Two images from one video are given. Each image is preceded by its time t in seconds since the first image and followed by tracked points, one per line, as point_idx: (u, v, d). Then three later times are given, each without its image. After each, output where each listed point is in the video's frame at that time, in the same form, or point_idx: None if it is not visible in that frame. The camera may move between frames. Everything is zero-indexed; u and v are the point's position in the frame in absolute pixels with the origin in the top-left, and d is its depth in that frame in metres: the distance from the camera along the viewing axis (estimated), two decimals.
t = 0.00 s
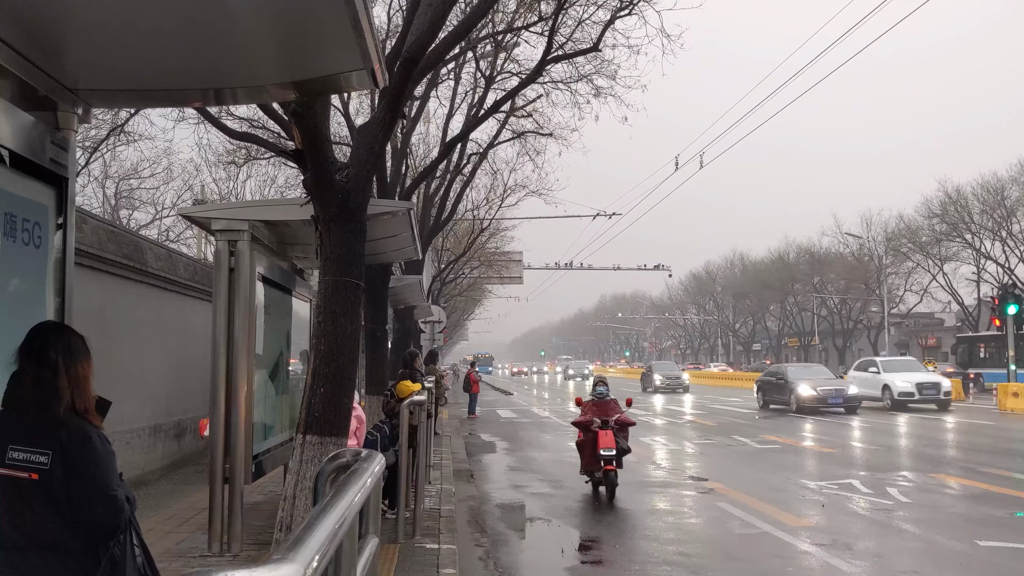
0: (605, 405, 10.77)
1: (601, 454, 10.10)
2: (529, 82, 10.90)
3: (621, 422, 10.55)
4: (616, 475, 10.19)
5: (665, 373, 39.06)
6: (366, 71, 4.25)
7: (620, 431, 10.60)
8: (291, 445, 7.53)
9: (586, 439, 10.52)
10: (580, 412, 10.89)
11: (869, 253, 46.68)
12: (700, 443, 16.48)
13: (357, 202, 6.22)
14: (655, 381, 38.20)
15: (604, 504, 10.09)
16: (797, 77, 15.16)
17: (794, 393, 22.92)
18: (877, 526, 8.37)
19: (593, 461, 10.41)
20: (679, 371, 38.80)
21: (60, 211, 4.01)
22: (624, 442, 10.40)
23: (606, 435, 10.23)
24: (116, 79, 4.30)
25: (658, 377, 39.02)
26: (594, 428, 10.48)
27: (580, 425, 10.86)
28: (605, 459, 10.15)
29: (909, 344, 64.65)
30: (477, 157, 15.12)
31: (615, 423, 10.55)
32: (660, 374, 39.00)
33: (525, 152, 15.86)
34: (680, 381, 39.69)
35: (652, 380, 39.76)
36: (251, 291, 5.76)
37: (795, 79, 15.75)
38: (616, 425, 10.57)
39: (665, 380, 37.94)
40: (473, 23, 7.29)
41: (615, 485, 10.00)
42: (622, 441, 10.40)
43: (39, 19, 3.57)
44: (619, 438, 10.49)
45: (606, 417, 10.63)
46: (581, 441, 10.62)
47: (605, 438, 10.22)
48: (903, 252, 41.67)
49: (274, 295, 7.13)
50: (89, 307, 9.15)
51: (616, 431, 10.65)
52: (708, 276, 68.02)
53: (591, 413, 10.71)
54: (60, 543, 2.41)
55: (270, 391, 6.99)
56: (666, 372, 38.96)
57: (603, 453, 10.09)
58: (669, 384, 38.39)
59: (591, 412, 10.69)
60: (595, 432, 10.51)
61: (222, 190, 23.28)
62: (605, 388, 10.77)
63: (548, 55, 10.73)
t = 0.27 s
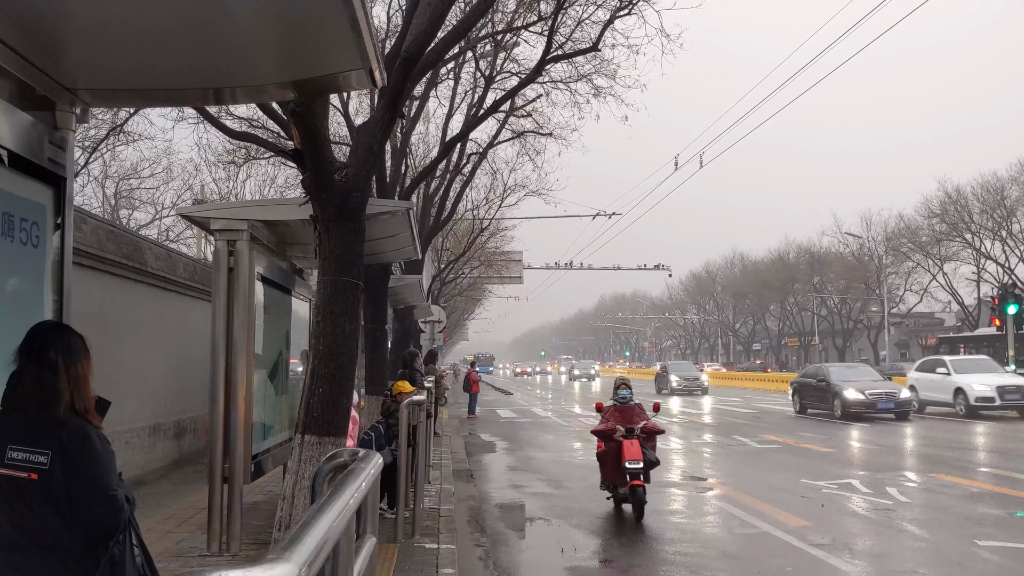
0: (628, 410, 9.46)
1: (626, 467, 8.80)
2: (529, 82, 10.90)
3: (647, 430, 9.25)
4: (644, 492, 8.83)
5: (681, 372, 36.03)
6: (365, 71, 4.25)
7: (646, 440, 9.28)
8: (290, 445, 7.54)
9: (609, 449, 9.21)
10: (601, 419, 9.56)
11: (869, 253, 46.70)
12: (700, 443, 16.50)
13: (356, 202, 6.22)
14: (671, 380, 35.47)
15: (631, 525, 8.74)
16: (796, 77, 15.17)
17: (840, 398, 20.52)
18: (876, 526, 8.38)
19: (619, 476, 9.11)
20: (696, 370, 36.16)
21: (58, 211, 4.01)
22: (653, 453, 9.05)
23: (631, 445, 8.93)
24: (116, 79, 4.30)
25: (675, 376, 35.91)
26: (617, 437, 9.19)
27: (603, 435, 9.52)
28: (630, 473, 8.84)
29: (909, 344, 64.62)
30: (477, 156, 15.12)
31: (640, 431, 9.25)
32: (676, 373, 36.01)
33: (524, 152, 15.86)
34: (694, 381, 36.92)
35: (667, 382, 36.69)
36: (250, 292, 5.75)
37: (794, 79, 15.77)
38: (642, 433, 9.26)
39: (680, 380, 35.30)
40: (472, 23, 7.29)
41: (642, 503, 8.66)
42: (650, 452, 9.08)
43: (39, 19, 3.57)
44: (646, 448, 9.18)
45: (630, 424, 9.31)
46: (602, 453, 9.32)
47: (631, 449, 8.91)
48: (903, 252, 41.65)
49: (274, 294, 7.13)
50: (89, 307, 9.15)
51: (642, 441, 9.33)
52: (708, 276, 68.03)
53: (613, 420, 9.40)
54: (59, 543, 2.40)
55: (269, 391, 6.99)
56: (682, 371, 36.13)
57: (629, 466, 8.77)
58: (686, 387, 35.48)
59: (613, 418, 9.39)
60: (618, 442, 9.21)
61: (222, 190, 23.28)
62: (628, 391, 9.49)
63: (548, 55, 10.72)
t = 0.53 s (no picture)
0: (663, 418, 7.88)
1: (661, 486, 7.36)
2: (529, 81, 10.90)
3: (685, 441, 7.71)
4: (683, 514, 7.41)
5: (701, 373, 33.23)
6: (364, 70, 4.25)
7: (683, 453, 7.74)
8: (290, 445, 7.54)
9: (639, 464, 7.71)
10: (628, 428, 7.99)
11: (869, 253, 46.72)
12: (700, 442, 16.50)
13: (356, 202, 6.22)
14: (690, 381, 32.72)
15: (668, 556, 7.28)
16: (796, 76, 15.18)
17: (898, 402, 17.80)
18: (876, 525, 8.38)
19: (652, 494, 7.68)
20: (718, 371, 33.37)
21: (57, 210, 4.00)
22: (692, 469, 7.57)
23: (666, 459, 7.45)
24: (115, 79, 4.29)
25: (694, 376, 33.00)
26: (650, 449, 7.68)
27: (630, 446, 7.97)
28: (666, 492, 7.40)
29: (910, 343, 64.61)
30: (477, 156, 15.11)
31: (677, 442, 7.71)
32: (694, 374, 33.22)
33: (525, 151, 15.86)
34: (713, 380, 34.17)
35: (685, 383, 33.83)
36: (250, 292, 5.74)
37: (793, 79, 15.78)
38: (678, 445, 7.73)
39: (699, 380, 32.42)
40: (472, 23, 7.29)
41: (681, 528, 7.27)
42: (688, 466, 7.57)
43: (37, 19, 3.56)
44: (683, 462, 7.66)
45: (663, 435, 7.75)
46: (632, 468, 7.80)
47: (665, 464, 7.45)
48: (903, 252, 41.66)
49: (274, 294, 7.13)
50: (88, 306, 9.16)
51: (678, 454, 7.77)
52: (708, 275, 68.04)
53: (645, 429, 7.82)
54: (58, 543, 2.40)
55: (268, 391, 6.98)
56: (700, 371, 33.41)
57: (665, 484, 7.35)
58: (705, 389, 32.59)
59: (645, 426, 7.84)
60: (651, 455, 7.70)
61: (222, 190, 23.28)
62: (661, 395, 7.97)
63: (548, 54, 10.72)
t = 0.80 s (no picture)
0: (708, 428, 6.24)
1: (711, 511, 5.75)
2: (529, 81, 10.89)
3: (738, 456, 6.04)
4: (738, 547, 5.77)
5: (722, 374, 30.75)
6: (364, 69, 4.26)
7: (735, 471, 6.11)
8: (290, 444, 7.55)
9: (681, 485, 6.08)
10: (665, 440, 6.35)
11: (869, 252, 46.75)
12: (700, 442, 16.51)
13: (356, 201, 6.22)
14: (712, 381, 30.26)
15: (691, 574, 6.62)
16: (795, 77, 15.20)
17: (974, 407, 15.58)
18: (875, 525, 8.38)
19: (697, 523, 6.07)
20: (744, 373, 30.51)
21: (57, 210, 4.00)
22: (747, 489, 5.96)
23: (717, 479, 5.84)
24: (115, 78, 4.29)
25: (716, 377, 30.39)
26: (695, 467, 6.04)
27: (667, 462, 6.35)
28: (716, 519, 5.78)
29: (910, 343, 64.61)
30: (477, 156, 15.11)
31: (728, 458, 6.04)
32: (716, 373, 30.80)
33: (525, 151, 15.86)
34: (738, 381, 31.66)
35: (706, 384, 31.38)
36: (249, 292, 5.73)
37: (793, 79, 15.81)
38: (730, 461, 6.05)
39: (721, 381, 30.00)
40: (471, 22, 7.29)
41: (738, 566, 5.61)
42: (742, 488, 5.95)
43: (36, 19, 3.56)
44: (736, 483, 6.02)
45: (711, 449, 6.11)
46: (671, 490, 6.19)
47: (714, 485, 5.83)
48: (903, 251, 41.67)
49: (273, 294, 7.13)
50: (88, 306, 9.16)
51: (729, 472, 6.11)
52: (707, 275, 68.07)
53: (688, 442, 6.18)
54: (57, 542, 2.39)
55: (268, 390, 6.97)
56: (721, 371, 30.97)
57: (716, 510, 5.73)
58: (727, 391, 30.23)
59: (689, 439, 6.18)
60: (697, 472, 6.08)
61: (222, 190, 23.28)
62: (705, 400, 6.35)
63: (548, 54, 10.72)
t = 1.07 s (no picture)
0: (779, 446, 4.74)
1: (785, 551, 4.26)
2: (529, 80, 10.89)
3: (820, 480, 4.57)
4: None
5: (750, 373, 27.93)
6: (362, 68, 4.25)
7: (813, 498, 4.63)
8: (289, 443, 7.54)
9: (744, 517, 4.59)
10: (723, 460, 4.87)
11: (869, 252, 46.77)
12: (700, 441, 16.52)
13: (355, 200, 6.21)
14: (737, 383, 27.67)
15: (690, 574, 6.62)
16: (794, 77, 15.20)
17: None
18: (875, 525, 8.38)
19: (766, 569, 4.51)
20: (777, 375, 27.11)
21: (56, 209, 4.00)
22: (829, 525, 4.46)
23: (792, 509, 4.34)
24: (113, 77, 4.28)
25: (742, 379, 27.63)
26: (764, 494, 4.52)
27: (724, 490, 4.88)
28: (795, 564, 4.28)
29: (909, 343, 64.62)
30: (477, 155, 15.11)
31: (806, 483, 4.57)
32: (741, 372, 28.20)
33: (524, 150, 15.84)
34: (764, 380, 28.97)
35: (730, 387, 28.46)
36: (249, 292, 5.70)
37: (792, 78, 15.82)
38: (807, 487, 4.58)
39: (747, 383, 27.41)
40: (471, 21, 7.27)
41: None
42: (825, 520, 4.45)
43: (35, 16, 3.55)
44: (816, 515, 4.52)
45: (783, 471, 4.60)
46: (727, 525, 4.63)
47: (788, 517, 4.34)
48: (903, 251, 41.69)
49: (273, 294, 7.12)
50: (88, 305, 9.15)
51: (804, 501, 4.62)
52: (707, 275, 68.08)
53: (751, 461, 4.71)
54: (53, 541, 2.39)
55: (267, 390, 6.96)
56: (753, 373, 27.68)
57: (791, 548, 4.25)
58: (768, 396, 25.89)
59: (755, 458, 4.68)
60: (766, 502, 4.55)
61: (221, 189, 23.27)
62: (774, 410, 4.87)
63: (548, 53, 10.71)
